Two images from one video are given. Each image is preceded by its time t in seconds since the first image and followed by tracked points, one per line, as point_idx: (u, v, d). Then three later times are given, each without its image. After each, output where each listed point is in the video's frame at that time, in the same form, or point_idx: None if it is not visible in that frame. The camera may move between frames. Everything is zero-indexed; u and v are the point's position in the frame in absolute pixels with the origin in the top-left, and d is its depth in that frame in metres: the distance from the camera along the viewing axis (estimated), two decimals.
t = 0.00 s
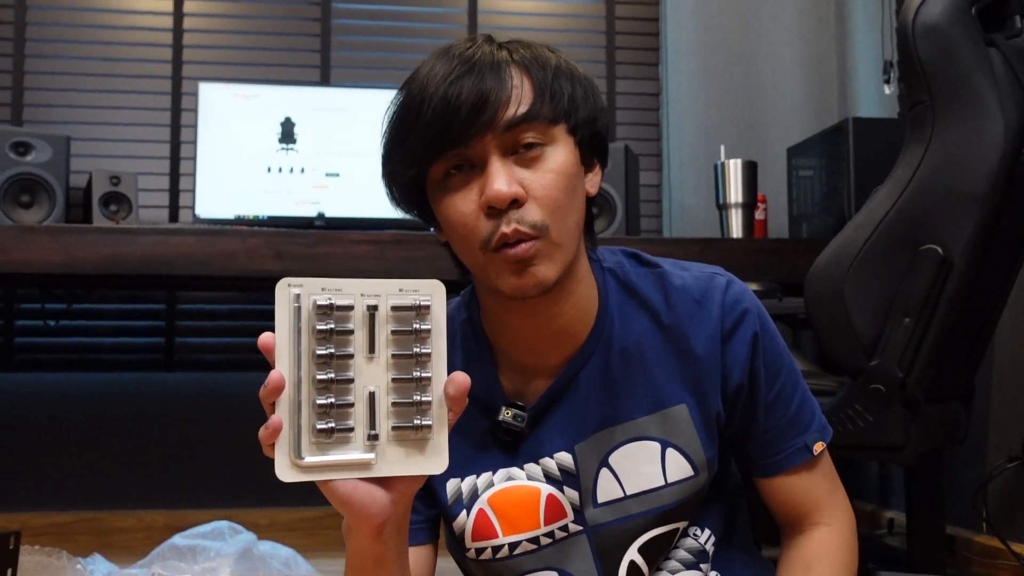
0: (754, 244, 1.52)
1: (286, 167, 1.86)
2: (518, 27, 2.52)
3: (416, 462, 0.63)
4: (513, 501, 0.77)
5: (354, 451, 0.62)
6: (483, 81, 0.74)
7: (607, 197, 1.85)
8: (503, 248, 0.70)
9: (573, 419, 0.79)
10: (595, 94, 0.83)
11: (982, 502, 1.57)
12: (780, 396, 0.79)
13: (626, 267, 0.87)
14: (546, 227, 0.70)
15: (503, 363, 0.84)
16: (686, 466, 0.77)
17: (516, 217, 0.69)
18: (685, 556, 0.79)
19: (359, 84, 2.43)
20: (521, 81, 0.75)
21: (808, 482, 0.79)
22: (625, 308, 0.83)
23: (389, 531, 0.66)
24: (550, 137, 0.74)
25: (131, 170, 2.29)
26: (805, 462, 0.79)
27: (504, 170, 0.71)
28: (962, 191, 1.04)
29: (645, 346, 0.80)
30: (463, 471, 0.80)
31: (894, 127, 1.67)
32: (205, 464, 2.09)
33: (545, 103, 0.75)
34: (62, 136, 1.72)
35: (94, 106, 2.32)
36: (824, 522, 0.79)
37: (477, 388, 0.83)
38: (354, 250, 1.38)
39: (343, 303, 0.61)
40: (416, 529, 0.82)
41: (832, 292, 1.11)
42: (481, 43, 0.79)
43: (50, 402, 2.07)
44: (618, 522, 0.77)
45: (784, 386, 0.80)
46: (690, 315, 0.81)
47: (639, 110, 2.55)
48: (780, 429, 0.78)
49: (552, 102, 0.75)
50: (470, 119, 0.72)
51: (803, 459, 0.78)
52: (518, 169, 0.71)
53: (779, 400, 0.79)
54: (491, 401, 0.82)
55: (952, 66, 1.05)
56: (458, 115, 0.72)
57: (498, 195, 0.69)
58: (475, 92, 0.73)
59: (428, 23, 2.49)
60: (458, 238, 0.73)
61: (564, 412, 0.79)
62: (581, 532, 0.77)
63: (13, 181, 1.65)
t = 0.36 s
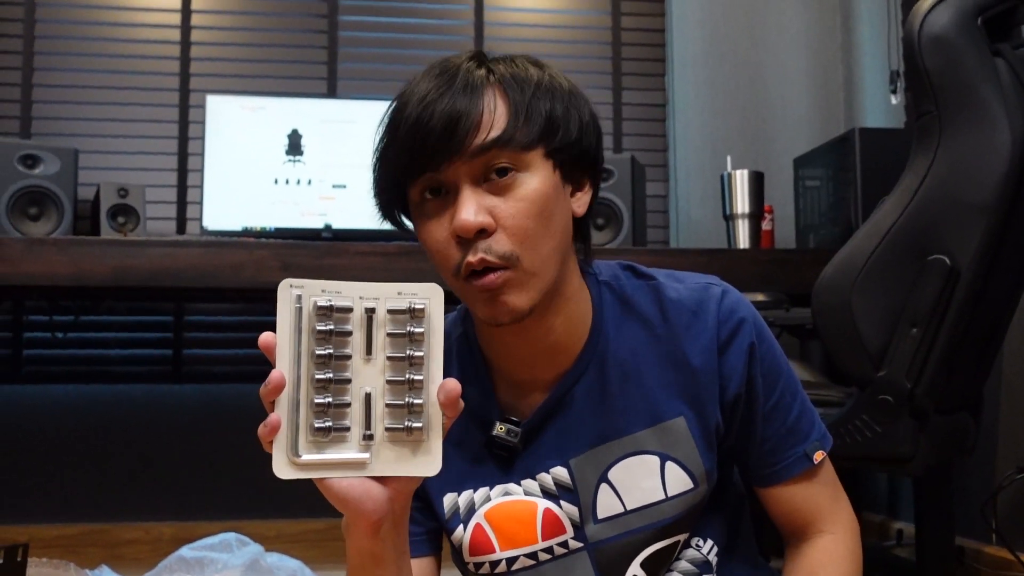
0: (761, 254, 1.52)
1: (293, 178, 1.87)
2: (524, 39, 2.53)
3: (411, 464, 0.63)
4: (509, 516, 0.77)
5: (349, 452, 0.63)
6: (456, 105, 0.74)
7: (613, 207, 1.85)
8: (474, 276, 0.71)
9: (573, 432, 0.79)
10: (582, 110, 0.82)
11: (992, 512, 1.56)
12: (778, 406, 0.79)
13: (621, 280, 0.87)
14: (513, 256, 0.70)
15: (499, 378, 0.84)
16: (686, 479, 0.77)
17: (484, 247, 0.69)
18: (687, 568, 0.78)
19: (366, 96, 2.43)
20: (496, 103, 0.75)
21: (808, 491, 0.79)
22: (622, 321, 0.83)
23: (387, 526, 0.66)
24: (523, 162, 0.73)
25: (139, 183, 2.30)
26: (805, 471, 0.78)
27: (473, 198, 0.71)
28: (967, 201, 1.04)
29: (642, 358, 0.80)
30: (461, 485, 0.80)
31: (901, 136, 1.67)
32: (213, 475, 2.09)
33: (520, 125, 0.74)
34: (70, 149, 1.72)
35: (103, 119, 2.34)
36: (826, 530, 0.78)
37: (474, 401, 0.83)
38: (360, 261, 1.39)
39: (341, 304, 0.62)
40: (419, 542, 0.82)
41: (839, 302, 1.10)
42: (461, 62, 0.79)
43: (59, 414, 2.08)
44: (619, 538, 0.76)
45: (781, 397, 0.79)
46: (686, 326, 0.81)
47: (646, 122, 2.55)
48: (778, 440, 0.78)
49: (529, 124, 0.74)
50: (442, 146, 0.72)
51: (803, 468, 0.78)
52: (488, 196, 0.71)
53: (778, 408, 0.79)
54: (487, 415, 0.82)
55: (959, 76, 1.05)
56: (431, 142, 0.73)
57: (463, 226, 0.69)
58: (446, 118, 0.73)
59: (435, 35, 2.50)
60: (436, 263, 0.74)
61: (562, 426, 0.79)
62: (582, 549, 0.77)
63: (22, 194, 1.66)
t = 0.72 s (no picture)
0: (767, 263, 1.52)
1: (299, 189, 1.87)
2: (529, 49, 2.54)
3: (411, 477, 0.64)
4: (518, 525, 0.77)
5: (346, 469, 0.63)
6: (471, 99, 0.74)
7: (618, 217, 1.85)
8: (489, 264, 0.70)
9: (580, 440, 0.79)
10: (595, 117, 0.83)
11: (999, 523, 1.56)
12: (786, 416, 0.79)
13: (630, 289, 0.87)
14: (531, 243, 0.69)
15: (506, 383, 0.84)
16: (694, 489, 0.77)
17: (500, 232, 0.69)
18: None
19: (372, 106, 2.44)
20: (511, 99, 0.76)
21: (815, 503, 0.79)
22: (631, 330, 0.83)
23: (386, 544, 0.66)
24: (539, 155, 0.73)
25: (145, 193, 2.31)
26: (813, 483, 0.78)
27: (490, 187, 0.71)
28: (974, 210, 1.03)
29: (650, 368, 0.80)
30: (468, 494, 0.80)
31: (907, 146, 1.67)
32: (219, 485, 2.10)
33: (535, 120, 0.74)
34: (78, 160, 1.73)
35: (110, 130, 2.34)
36: (834, 543, 0.78)
37: (482, 409, 0.83)
38: (366, 271, 1.39)
39: (338, 321, 0.62)
40: (423, 552, 0.81)
41: (845, 313, 1.10)
42: (475, 65, 0.80)
43: (66, 424, 2.08)
44: (627, 546, 0.76)
45: (789, 407, 0.79)
46: (695, 336, 0.81)
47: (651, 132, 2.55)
48: (787, 449, 0.78)
49: (543, 119, 0.75)
50: (458, 136, 0.72)
51: (810, 480, 0.78)
52: (505, 186, 0.71)
53: (786, 418, 0.79)
54: (493, 423, 0.82)
55: (965, 86, 1.05)
56: (447, 134, 0.73)
57: (481, 211, 0.69)
58: (463, 111, 0.73)
59: (441, 46, 2.51)
60: (449, 255, 0.73)
61: (569, 434, 0.79)
62: (590, 557, 0.77)
63: (29, 205, 1.66)
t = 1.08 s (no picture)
0: (772, 270, 1.51)
1: (303, 197, 1.88)
2: (533, 56, 2.53)
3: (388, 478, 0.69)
4: (526, 532, 0.77)
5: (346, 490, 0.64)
6: (472, 116, 0.73)
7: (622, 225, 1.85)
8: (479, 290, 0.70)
9: (587, 448, 0.78)
10: (610, 126, 0.79)
11: (1005, 531, 1.56)
12: (794, 426, 0.79)
13: (640, 297, 0.87)
14: (516, 273, 0.69)
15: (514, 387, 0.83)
16: (702, 498, 0.77)
17: (488, 260, 0.68)
18: None
19: (375, 113, 2.45)
20: (515, 116, 0.73)
21: (821, 512, 0.79)
22: (640, 339, 0.82)
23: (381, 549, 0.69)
24: (534, 179, 0.71)
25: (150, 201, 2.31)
26: (819, 492, 0.78)
27: (481, 212, 0.70)
28: (980, 217, 1.03)
29: (659, 377, 0.80)
30: (475, 500, 0.79)
31: (910, 153, 1.67)
32: (223, 493, 2.09)
33: (537, 139, 0.72)
34: (82, 168, 1.73)
35: (114, 137, 2.35)
36: (839, 553, 0.77)
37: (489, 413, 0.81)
38: (370, 278, 1.39)
39: (276, 366, 0.61)
40: (427, 558, 0.81)
41: (850, 320, 1.10)
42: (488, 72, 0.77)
43: (70, 432, 2.08)
44: (633, 555, 0.76)
45: (797, 417, 0.79)
46: (705, 346, 0.80)
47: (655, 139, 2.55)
48: (795, 459, 0.78)
49: (546, 138, 0.72)
50: (456, 158, 0.71)
51: (816, 490, 0.78)
52: (496, 211, 0.70)
53: (794, 428, 0.79)
54: (500, 428, 0.80)
55: (970, 92, 1.05)
56: (445, 153, 0.72)
57: (467, 239, 0.68)
58: (461, 131, 0.72)
59: (445, 53, 2.51)
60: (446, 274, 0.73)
61: (575, 443, 0.79)
62: (597, 565, 0.77)
63: (34, 213, 1.66)
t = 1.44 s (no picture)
0: (773, 273, 1.51)
1: (306, 200, 1.88)
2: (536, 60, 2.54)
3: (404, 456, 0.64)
4: (531, 516, 0.76)
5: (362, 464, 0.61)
6: (513, 96, 0.74)
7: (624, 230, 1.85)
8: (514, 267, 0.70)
9: (593, 437, 0.78)
10: (631, 120, 0.82)
11: (1008, 534, 1.56)
12: (800, 421, 0.80)
13: (652, 290, 0.88)
14: (558, 249, 0.70)
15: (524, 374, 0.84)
16: (706, 488, 0.77)
17: (531, 235, 0.70)
18: None
19: (378, 117, 2.45)
20: (552, 99, 0.76)
21: (823, 512, 0.79)
22: (649, 331, 0.83)
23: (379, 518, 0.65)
24: (573, 158, 0.73)
25: (152, 204, 2.32)
26: (824, 490, 0.79)
27: (521, 190, 0.71)
28: (982, 220, 1.03)
29: (666, 368, 0.80)
30: (480, 481, 0.79)
31: (912, 157, 1.67)
32: (225, 496, 2.10)
33: (574, 123, 0.75)
34: (85, 170, 1.74)
35: (116, 140, 2.35)
36: (836, 551, 0.78)
37: (496, 399, 0.82)
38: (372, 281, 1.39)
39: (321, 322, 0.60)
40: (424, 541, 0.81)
41: (852, 323, 1.10)
42: (518, 58, 0.79)
43: (73, 434, 2.08)
44: (637, 543, 0.76)
45: (802, 413, 0.80)
46: (714, 338, 0.81)
47: (656, 142, 2.55)
48: (801, 454, 0.79)
49: (582, 123, 0.75)
50: (496, 133, 0.72)
51: (821, 486, 0.78)
52: (536, 188, 0.72)
53: (799, 424, 0.80)
54: (508, 414, 0.81)
55: (972, 95, 1.05)
56: (483, 129, 0.73)
57: (512, 214, 0.69)
58: (503, 108, 0.73)
59: (448, 56, 2.51)
60: (474, 251, 0.74)
61: (582, 432, 0.79)
62: (599, 551, 0.76)
63: (36, 216, 1.66)
